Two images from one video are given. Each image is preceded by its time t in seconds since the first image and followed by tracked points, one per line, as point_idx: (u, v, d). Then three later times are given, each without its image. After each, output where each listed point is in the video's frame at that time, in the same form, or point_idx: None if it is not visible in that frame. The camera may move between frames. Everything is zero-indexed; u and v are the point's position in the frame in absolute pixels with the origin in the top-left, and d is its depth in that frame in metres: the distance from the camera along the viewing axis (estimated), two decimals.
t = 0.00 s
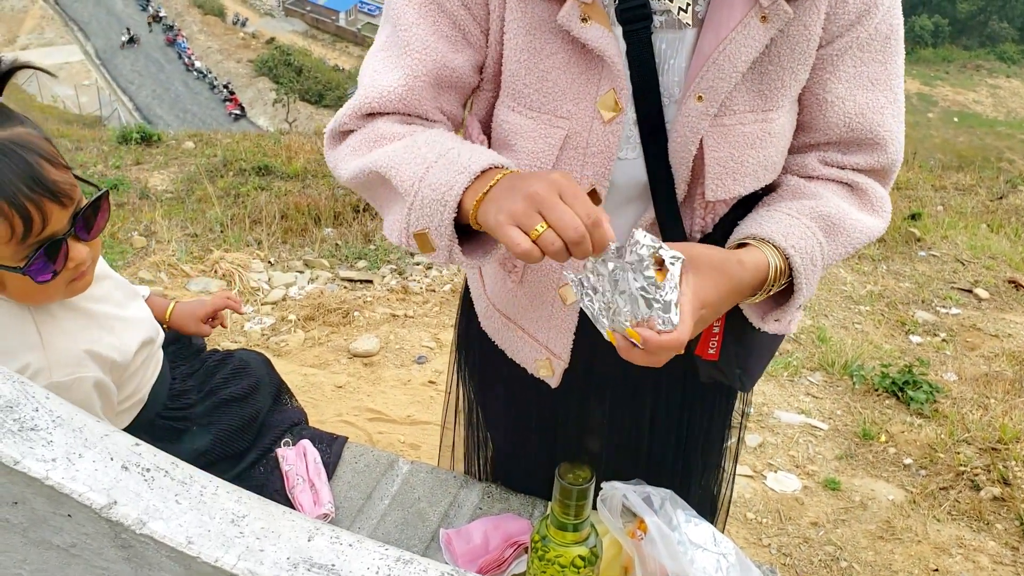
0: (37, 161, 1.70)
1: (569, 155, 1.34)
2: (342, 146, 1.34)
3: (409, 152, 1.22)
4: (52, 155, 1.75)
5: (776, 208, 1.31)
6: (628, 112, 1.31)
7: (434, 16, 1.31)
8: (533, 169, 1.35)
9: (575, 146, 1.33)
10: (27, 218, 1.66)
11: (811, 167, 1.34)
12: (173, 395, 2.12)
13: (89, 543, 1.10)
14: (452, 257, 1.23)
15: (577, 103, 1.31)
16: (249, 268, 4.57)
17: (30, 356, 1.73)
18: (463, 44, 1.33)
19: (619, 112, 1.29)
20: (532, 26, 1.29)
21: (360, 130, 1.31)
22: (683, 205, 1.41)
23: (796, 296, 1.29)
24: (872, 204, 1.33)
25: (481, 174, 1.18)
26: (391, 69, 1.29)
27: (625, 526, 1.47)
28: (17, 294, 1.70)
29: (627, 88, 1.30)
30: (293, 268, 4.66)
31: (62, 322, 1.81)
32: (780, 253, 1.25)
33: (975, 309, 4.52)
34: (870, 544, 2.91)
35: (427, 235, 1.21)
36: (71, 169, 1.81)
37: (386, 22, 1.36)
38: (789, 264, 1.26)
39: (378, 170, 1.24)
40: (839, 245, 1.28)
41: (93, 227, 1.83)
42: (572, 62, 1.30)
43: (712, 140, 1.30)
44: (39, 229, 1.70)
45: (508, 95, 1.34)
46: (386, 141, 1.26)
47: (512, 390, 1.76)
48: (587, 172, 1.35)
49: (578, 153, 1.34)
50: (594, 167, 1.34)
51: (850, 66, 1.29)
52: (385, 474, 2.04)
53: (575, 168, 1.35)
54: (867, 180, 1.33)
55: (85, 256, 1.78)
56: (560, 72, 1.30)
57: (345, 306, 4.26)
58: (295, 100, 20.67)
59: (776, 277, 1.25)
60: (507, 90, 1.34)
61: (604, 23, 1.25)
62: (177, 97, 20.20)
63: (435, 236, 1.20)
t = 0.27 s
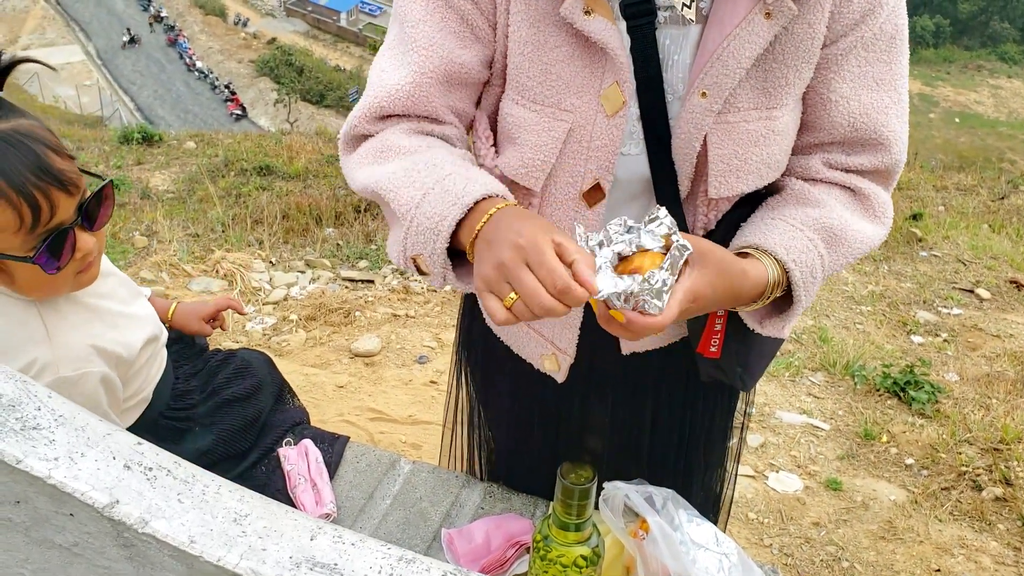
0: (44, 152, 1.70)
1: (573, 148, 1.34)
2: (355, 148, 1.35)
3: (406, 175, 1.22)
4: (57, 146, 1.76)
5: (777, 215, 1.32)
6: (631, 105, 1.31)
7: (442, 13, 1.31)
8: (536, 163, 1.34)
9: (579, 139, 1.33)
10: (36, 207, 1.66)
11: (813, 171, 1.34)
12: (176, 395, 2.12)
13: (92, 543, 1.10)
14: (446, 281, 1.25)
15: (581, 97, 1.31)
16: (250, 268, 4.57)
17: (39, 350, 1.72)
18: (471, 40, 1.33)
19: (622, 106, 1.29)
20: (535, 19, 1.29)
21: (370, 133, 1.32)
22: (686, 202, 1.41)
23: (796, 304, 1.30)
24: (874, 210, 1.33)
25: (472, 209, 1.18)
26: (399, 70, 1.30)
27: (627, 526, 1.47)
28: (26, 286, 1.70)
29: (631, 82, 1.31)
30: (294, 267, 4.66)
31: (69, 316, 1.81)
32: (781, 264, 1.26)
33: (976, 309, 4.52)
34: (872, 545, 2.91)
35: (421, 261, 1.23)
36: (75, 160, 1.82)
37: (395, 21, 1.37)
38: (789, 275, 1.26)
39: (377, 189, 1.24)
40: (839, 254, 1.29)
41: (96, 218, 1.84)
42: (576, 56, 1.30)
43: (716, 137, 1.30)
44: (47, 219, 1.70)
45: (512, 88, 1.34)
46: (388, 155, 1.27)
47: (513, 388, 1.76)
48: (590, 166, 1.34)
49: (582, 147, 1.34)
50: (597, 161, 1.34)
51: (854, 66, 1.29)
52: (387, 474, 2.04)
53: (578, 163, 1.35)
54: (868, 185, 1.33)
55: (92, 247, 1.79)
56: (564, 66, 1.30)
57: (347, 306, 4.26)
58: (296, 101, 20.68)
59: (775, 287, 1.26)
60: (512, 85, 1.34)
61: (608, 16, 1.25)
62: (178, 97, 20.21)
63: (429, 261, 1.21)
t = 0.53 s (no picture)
0: (47, 146, 1.70)
1: (571, 149, 1.34)
2: (375, 156, 1.36)
3: (433, 161, 1.23)
4: (58, 140, 1.76)
5: (772, 222, 1.31)
6: (628, 105, 1.31)
7: (444, 17, 1.32)
8: (533, 164, 1.35)
9: (576, 140, 1.33)
10: (40, 201, 1.66)
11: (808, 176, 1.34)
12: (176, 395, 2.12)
13: (90, 543, 1.10)
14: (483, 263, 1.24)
15: (578, 97, 1.31)
16: (250, 268, 4.57)
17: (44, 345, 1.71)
18: (473, 42, 1.34)
19: (619, 106, 1.29)
20: (532, 20, 1.29)
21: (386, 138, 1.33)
22: (684, 203, 1.41)
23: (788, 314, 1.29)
24: (868, 217, 1.33)
25: (498, 180, 1.18)
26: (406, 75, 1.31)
27: (625, 525, 1.47)
28: (31, 281, 1.70)
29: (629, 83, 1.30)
30: (294, 268, 4.66)
31: (71, 312, 1.80)
32: (775, 273, 1.25)
33: (976, 309, 4.51)
34: (871, 544, 2.91)
35: (453, 241, 1.22)
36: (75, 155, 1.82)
37: (397, 28, 1.38)
38: (782, 284, 1.26)
39: (404, 179, 1.25)
40: (833, 262, 1.29)
41: (99, 212, 1.84)
42: (573, 56, 1.30)
43: (714, 139, 1.30)
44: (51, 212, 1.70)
45: (510, 89, 1.35)
46: (409, 151, 1.28)
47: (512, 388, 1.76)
48: (589, 167, 1.34)
49: (579, 148, 1.33)
50: (595, 162, 1.34)
51: (851, 69, 1.28)
52: (386, 474, 2.04)
53: (577, 164, 1.35)
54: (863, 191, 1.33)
55: (94, 240, 1.79)
56: (561, 66, 1.30)
57: (346, 307, 4.26)
58: (296, 101, 20.67)
59: (769, 296, 1.26)
60: (511, 87, 1.34)
61: (605, 16, 1.25)
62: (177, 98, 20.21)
63: (461, 241, 1.21)
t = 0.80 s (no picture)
0: (51, 138, 1.70)
1: (574, 147, 1.34)
2: (391, 160, 1.37)
3: (457, 164, 1.23)
4: (63, 133, 1.75)
5: (767, 221, 1.31)
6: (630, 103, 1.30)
7: (448, 16, 1.32)
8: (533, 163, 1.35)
9: (578, 138, 1.33)
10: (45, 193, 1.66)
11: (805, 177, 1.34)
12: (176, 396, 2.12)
13: (91, 544, 1.10)
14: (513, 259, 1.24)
15: (579, 94, 1.31)
16: (250, 269, 4.57)
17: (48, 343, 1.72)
18: (478, 40, 1.34)
19: (620, 103, 1.28)
20: (531, 18, 1.29)
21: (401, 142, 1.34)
22: (682, 204, 1.41)
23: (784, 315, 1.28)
24: (866, 219, 1.32)
25: (528, 179, 1.18)
26: (415, 77, 1.31)
27: (626, 525, 1.47)
28: (36, 275, 1.70)
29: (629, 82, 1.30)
30: (294, 268, 4.66)
31: (74, 309, 1.80)
32: (768, 271, 1.25)
33: (977, 308, 4.51)
34: (872, 544, 2.91)
35: (484, 241, 1.22)
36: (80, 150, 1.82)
37: (399, 29, 1.38)
38: (777, 281, 1.25)
39: (429, 183, 1.25)
40: (828, 262, 1.27)
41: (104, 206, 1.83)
42: (574, 54, 1.30)
43: (712, 138, 1.30)
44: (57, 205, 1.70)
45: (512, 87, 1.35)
46: (430, 154, 1.29)
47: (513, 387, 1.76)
48: (590, 166, 1.34)
49: (582, 146, 1.33)
50: (598, 160, 1.33)
51: (850, 69, 1.29)
52: (387, 474, 2.04)
53: (578, 162, 1.35)
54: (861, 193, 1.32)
55: (100, 233, 1.79)
56: (562, 63, 1.30)
57: (346, 307, 4.25)
58: (296, 102, 20.67)
59: (763, 293, 1.25)
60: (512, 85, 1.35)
61: (605, 14, 1.25)
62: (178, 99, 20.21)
63: (493, 241, 1.21)
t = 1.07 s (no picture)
0: (56, 131, 1.69)
1: (574, 147, 1.34)
2: (391, 160, 1.37)
3: (469, 168, 1.24)
4: (66, 126, 1.75)
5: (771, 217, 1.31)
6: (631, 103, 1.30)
7: (448, 16, 1.32)
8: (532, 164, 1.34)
9: (579, 139, 1.33)
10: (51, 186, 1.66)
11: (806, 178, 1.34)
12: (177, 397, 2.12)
13: (91, 546, 1.10)
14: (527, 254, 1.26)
15: (580, 95, 1.30)
16: (250, 270, 4.57)
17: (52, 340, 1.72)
18: (477, 41, 1.34)
19: (620, 104, 1.28)
20: (532, 19, 1.29)
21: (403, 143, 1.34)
22: (682, 205, 1.41)
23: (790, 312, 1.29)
24: (867, 220, 1.32)
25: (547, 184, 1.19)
26: (416, 78, 1.32)
27: (627, 525, 1.47)
28: (41, 268, 1.70)
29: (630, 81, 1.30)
30: (294, 269, 4.66)
31: (78, 307, 1.80)
32: (777, 265, 1.25)
33: (977, 308, 4.51)
34: (873, 544, 2.91)
35: (497, 244, 1.24)
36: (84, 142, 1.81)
37: (398, 29, 1.38)
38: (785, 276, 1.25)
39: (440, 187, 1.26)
40: (832, 260, 1.28)
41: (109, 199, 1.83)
42: (575, 54, 1.29)
43: (712, 139, 1.30)
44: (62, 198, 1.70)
45: (512, 88, 1.35)
46: (437, 155, 1.30)
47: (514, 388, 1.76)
48: (591, 166, 1.34)
49: (582, 147, 1.33)
50: (599, 160, 1.33)
51: (849, 70, 1.28)
52: (387, 475, 2.04)
53: (578, 162, 1.34)
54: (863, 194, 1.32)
55: (104, 226, 1.79)
56: (562, 64, 1.30)
57: (346, 308, 4.25)
58: (296, 103, 20.67)
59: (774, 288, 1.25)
60: (512, 85, 1.35)
61: (606, 14, 1.25)
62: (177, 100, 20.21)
63: (506, 245, 1.23)
